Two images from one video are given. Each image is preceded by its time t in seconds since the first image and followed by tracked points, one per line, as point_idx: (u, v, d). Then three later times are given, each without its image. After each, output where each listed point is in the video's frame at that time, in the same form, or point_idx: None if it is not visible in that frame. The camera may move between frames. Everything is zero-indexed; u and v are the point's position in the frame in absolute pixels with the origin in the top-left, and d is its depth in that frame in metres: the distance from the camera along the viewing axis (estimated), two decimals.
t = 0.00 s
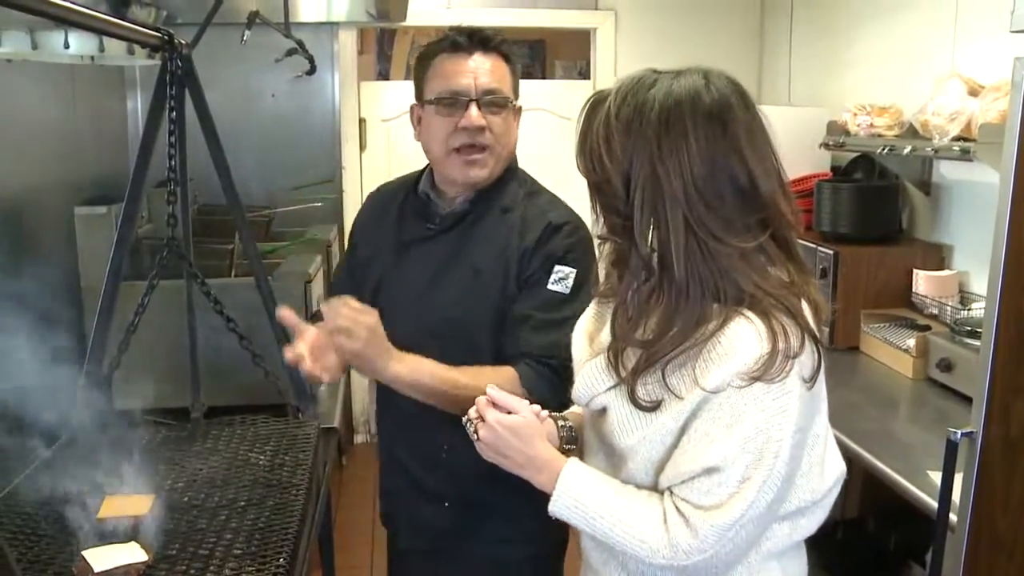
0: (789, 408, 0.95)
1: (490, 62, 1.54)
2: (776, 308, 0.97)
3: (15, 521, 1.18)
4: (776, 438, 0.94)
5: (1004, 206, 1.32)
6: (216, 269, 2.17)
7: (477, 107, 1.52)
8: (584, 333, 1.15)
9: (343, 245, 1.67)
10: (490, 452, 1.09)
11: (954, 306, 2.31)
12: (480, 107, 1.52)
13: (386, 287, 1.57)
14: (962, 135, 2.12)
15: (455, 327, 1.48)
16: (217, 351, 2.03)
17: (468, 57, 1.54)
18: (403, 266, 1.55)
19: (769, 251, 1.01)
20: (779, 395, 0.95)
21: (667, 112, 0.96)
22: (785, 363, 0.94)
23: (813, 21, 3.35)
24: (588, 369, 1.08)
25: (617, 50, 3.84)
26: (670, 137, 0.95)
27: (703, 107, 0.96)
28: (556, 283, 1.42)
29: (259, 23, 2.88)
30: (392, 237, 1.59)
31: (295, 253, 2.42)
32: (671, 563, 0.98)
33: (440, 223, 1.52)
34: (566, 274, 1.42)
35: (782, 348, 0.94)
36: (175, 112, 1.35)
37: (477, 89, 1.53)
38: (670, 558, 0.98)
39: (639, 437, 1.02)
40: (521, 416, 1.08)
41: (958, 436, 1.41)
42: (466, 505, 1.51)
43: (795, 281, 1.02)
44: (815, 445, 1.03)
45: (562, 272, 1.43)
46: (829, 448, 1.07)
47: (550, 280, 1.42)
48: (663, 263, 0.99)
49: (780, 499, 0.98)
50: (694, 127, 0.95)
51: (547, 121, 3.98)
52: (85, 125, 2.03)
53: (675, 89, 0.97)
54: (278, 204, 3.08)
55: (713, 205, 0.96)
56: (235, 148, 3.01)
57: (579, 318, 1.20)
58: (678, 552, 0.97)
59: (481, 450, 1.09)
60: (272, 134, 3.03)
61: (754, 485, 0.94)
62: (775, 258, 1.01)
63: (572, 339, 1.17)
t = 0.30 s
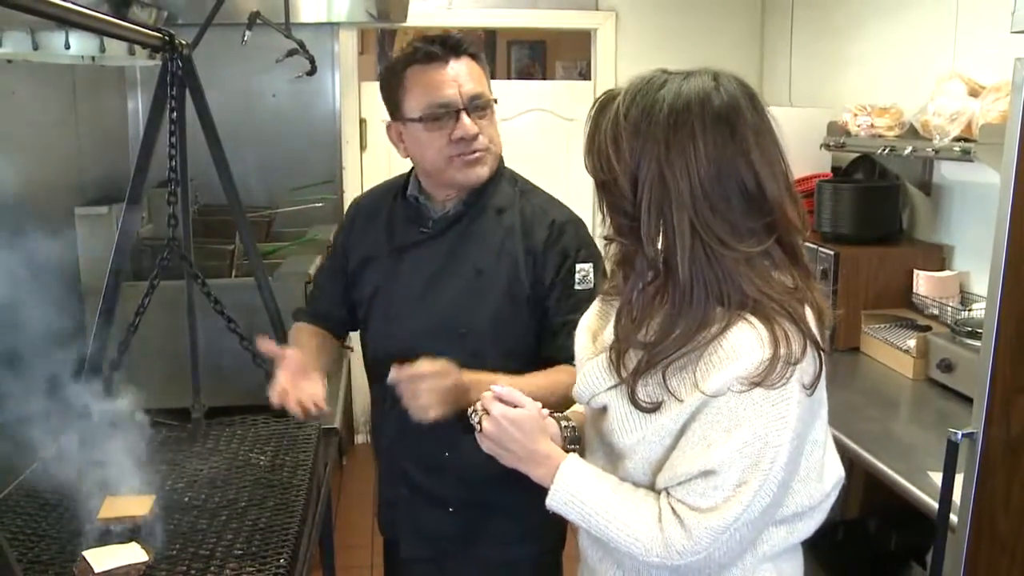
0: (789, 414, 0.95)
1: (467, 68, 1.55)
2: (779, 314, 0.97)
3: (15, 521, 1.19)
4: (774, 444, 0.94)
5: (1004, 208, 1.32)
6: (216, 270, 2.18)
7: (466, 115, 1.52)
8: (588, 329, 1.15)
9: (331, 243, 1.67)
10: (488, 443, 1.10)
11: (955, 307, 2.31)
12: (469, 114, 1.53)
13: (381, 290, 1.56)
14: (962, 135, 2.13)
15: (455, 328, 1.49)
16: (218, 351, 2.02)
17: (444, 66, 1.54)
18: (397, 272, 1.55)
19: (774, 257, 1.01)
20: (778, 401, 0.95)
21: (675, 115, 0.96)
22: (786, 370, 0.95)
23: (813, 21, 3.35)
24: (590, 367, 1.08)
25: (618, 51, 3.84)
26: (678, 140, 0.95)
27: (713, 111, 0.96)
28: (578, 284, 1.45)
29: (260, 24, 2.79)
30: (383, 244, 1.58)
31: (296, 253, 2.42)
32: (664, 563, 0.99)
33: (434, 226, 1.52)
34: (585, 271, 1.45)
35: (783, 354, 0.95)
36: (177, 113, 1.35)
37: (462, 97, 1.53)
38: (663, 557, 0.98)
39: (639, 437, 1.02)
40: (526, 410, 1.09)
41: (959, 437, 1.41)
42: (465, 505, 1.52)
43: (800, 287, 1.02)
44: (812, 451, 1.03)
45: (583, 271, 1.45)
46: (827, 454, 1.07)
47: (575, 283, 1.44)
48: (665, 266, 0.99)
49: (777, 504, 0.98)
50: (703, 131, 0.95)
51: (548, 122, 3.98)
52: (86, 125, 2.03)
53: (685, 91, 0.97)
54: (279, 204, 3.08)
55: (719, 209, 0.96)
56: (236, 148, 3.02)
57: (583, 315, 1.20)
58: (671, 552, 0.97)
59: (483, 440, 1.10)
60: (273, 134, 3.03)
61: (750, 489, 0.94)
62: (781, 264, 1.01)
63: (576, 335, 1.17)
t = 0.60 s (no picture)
0: (796, 411, 0.95)
1: (413, 75, 1.51)
2: (788, 314, 0.98)
3: (15, 521, 1.18)
4: (781, 441, 0.94)
5: (1004, 209, 1.32)
6: (216, 270, 2.18)
7: (396, 125, 1.49)
8: (591, 325, 1.15)
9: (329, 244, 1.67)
10: (492, 438, 1.10)
11: (956, 307, 2.31)
12: (402, 121, 1.49)
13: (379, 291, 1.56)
14: (962, 136, 2.13)
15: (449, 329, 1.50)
16: (218, 352, 1.99)
17: (395, 72, 1.52)
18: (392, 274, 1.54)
19: (783, 258, 1.02)
20: (786, 399, 0.95)
21: (690, 116, 0.96)
22: (795, 368, 0.95)
23: (813, 21, 3.35)
24: (594, 363, 1.07)
25: (618, 51, 3.84)
26: (693, 141, 0.96)
27: (728, 113, 0.96)
28: (555, 278, 1.45)
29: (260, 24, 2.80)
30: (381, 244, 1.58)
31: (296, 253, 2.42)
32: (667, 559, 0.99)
33: (428, 226, 1.52)
34: (565, 267, 1.45)
35: (792, 353, 0.95)
36: (177, 113, 1.35)
37: (399, 106, 1.50)
38: (668, 553, 0.98)
39: (644, 433, 1.02)
40: (532, 406, 1.08)
41: (959, 437, 1.41)
42: (462, 505, 1.52)
43: (807, 287, 1.03)
44: (812, 450, 1.03)
45: (562, 266, 1.45)
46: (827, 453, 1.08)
47: (550, 275, 1.45)
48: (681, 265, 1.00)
49: (780, 501, 0.98)
50: (718, 131, 0.96)
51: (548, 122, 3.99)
52: (86, 125, 2.03)
53: (698, 93, 0.97)
54: (279, 204, 3.08)
55: (733, 209, 0.97)
56: (236, 148, 3.02)
57: (583, 312, 1.20)
58: (677, 548, 0.97)
59: (487, 437, 1.10)
60: (273, 134, 3.03)
61: (757, 486, 0.94)
62: (788, 264, 1.02)
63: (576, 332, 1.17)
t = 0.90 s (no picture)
0: (798, 401, 0.97)
1: (410, 62, 1.58)
2: (791, 308, 1.00)
3: (15, 521, 1.18)
4: (785, 430, 0.95)
5: (1004, 209, 1.32)
6: (216, 270, 2.18)
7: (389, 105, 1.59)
8: (590, 319, 1.16)
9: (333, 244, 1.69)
10: (500, 423, 1.10)
11: (956, 307, 2.31)
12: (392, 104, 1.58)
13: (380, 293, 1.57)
14: (962, 136, 2.13)
15: (433, 317, 1.52)
16: (218, 352, 1.98)
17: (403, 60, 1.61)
18: (391, 264, 1.58)
19: (786, 257, 1.04)
20: (790, 390, 0.96)
21: (704, 116, 0.97)
22: (800, 360, 0.97)
23: (813, 21, 3.35)
24: (598, 356, 1.07)
25: (618, 51, 3.84)
26: (706, 140, 0.96)
27: (738, 113, 0.97)
28: (545, 286, 1.43)
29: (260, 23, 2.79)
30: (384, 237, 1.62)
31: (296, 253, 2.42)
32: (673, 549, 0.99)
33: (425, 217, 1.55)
34: (557, 275, 1.43)
35: (797, 346, 0.97)
36: (177, 113, 1.36)
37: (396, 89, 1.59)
38: (674, 543, 0.98)
39: (649, 424, 1.03)
40: (544, 399, 1.09)
41: (959, 437, 1.42)
42: (459, 504, 1.52)
43: (808, 283, 1.05)
44: (811, 440, 1.04)
45: (552, 274, 1.43)
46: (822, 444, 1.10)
47: (539, 283, 1.43)
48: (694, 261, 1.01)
49: (782, 491, 0.99)
50: (732, 132, 0.97)
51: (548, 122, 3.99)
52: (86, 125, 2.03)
53: (709, 93, 0.98)
54: (279, 203, 3.08)
55: (743, 205, 0.98)
56: (236, 148, 3.01)
57: (580, 308, 1.21)
58: (683, 536, 0.97)
59: (495, 421, 1.11)
60: (273, 135, 3.03)
61: (762, 475, 0.95)
62: (789, 260, 1.04)
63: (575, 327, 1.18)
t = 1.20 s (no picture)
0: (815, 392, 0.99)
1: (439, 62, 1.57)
2: (800, 301, 1.01)
3: (15, 521, 1.18)
4: (806, 421, 0.98)
5: (1004, 209, 1.32)
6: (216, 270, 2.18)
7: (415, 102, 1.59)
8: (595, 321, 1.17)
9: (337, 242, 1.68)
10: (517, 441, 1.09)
11: (956, 307, 2.31)
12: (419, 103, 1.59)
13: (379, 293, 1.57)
14: (962, 135, 2.13)
15: (426, 312, 1.52)
16: (218, 352, 1.98)
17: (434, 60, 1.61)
18: (397, 257, 1.58)
19: (791, 255, 1.05)
20: (808, 380, 0.98)
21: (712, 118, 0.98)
22: (813, 350, 0.99)
23: (813, 21, 3.35)
24: (610, 357, 1.08)
25: (618, 51, 3.84)
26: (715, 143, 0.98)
27: (741, 115, 0.99)
28: (535, 291, 1.42)
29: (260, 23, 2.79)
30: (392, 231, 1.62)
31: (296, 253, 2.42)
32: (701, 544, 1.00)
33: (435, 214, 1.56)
34: (547, 282, 1.42)
35: (810, 337, 0.98)
36: (177, 112, 1.36)
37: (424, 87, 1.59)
38: (702, 538, 1.00)
39: (668, 421, 1.04)
40: (559, 410, 1.07)
41: (959, 437, 1.42)
42: (458, 502, 1.52)
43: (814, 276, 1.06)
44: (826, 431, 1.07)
45: (543, 280, 1.42)
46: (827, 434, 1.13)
47: (529, 287, 1.43)
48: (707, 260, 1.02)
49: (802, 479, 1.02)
50: (739, 134, 0.98)
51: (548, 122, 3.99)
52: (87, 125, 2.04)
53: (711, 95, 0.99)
54: (279, 203, 3.08)
55: (750, 204, 1.00)
56: (236, 148, 3.01)
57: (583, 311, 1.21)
58: (713, 530, 0.99)
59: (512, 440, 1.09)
60: (273, 134, 3.03)
61: (785, 464, 0.97)
62: (796, 257, 1.05)
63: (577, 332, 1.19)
